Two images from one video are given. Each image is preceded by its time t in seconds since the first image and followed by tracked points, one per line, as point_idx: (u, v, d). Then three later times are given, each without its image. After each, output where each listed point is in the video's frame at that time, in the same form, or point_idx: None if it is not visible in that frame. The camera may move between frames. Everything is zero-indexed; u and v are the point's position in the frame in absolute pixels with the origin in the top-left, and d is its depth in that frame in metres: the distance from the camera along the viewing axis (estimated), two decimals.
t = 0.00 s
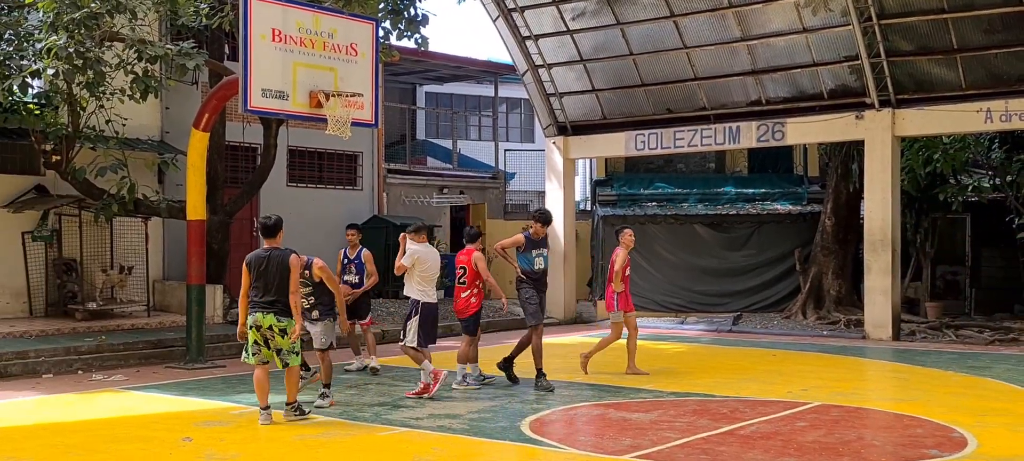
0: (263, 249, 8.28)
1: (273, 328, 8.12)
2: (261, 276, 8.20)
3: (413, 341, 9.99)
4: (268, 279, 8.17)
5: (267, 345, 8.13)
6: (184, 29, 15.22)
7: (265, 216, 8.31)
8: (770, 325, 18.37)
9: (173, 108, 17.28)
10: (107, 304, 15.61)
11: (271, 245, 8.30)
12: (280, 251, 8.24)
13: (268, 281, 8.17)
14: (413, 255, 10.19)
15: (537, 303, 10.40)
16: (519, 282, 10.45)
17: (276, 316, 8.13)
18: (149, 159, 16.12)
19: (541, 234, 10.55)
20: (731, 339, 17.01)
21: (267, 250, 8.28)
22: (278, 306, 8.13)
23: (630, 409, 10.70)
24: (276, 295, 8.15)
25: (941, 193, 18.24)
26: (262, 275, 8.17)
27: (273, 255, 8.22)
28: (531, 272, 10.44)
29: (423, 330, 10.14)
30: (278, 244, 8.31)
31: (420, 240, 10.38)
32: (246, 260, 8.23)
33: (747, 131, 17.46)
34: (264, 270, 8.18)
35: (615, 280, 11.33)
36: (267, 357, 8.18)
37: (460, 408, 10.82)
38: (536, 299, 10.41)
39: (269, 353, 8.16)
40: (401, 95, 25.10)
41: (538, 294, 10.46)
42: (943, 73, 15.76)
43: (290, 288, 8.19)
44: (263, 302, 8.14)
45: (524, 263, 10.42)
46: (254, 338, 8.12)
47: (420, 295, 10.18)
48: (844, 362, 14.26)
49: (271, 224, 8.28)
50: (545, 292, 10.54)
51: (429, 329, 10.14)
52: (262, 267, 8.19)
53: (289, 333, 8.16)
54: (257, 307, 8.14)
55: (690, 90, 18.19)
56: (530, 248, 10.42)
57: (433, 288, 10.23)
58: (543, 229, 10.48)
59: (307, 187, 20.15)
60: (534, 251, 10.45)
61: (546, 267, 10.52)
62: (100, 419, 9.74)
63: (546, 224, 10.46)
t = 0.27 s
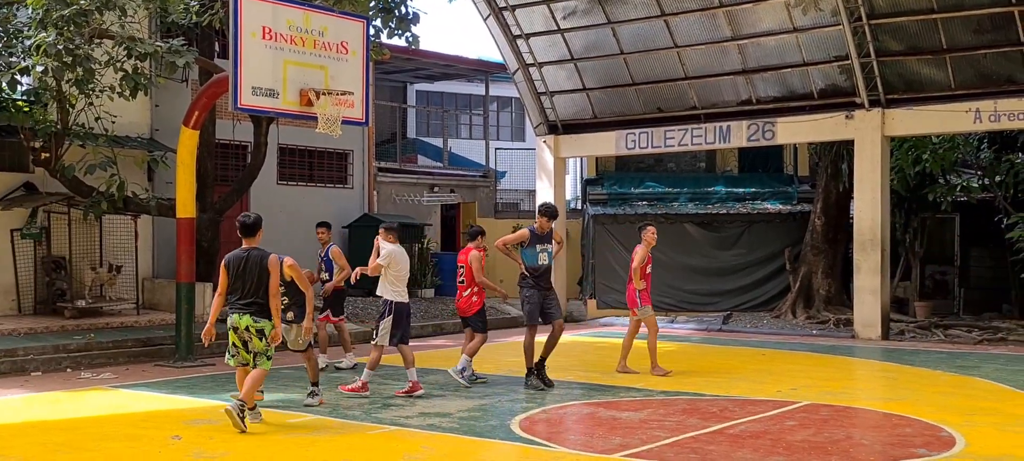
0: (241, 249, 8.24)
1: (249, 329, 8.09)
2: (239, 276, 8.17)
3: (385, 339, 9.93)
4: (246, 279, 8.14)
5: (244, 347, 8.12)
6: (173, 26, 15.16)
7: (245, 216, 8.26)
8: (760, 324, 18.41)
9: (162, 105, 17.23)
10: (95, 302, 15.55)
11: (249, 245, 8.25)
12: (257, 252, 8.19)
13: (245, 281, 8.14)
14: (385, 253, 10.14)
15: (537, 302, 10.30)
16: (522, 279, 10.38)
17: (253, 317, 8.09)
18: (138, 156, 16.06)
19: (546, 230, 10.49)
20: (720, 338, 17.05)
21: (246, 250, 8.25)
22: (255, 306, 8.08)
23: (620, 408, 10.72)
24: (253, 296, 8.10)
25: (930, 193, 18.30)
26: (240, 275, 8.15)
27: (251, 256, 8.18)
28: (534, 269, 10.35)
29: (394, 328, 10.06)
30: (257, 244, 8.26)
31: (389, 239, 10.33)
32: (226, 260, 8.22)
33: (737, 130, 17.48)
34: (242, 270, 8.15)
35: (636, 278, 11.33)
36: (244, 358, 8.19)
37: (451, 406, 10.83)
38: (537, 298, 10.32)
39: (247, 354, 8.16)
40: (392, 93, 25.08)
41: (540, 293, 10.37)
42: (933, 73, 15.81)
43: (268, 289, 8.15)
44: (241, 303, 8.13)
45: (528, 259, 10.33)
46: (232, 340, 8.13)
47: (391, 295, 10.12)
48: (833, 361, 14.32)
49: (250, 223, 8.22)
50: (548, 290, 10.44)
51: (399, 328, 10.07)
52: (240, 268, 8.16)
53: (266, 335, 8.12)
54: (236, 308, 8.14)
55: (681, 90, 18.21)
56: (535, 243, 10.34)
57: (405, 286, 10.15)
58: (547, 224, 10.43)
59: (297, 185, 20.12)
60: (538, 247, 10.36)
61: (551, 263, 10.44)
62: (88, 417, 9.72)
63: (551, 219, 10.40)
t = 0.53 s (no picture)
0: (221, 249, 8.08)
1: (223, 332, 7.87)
2: (216, 277, 7.98)
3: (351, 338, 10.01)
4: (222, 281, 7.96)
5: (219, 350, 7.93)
6: (163, 24, 15.12)
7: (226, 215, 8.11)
8: (750, 323, 18.45)
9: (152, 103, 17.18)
10: (85, 300, 15.51)
11: (229, 245, 8.08)
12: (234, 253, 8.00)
13: (222, 283, 7.95)
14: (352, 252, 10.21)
15: (541, 305, 10.32)
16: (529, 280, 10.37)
17: (227, 319, 7.87)
18: (128, 154, 16.01)
19: (556, 231, 10.39)
20: (711, 336, 17.09)
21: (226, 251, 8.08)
22: (230, 308, 7.88)
23: (611, 406, 10.74)
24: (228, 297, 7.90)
25: (919, 192, 18.37)
26: (217, 277, 7.97)
27: (228, 256, 7.99)
28: (542, 271, 10.31)
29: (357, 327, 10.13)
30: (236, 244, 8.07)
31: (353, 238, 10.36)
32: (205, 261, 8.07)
33: (728, 129, 17.51)
34: (220, 272, 7.97)
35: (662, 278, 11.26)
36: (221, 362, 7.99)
37: (441, 405, 10.83)
38: (541, 301, 10.32)
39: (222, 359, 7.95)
40: (382, 92, 25.05)
41: (545, 296, 10.36)
42: (922, 73, 15.86)
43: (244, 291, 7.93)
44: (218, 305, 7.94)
45: (536, 261, 10.28)
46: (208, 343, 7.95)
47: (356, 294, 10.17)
48: (823, 360, 14.36)
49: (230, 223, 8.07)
50: (554, 292, 10.41)
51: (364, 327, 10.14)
52: (218, 268, 7.99)
53: (241, 338, 7.90)
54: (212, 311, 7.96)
55: (672, 89, 18.23)
56: (543, 245, 10.27)
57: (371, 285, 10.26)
58: (557, 226, 10.34)
59: (288, 183, 20.09)
60: (546, 249, 10.28)
61: (559, 266, 10.36)
62: (78, 416, 9.69)
63: (562, 222, 10.31)
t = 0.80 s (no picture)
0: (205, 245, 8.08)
1: (209, 330, 7.85)
2: (202, 275, 7.98)
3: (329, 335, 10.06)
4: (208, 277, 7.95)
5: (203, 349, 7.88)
6: (160, 21, 15.08)
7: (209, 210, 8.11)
8: (747, 321, 18.46)
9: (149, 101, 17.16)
10: (81, 298, 15.49)
11: (214, 240, 8.06)
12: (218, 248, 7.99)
13: (208, 279, 7.94)
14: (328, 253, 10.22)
15: (570, 303, 10.09)
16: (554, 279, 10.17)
17: (213, 317, 7.86)
18: (124, 152, 15.98)
19: (581, 227, 10.23)
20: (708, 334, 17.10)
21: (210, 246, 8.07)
22: (216, 306, 7.86)
23: (608, 404, 10.75)
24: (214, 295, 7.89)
25: (916, 190, 18.38)
26: (202, 273, 7.96)
27: (213, 252, 7.98)
28: (566, 269, 10.11)
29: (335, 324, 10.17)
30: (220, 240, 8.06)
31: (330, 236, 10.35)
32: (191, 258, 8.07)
33: (725, 128, 17.51)
34: (205, 267, 7.96)
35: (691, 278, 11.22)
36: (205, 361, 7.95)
37: (438, 403, 10.83)
38: (570, 299, 10.10)
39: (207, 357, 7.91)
40: (379, 90, 25.03)
41: (572, 294, 10.13)
42: (919, 71, 15.87)
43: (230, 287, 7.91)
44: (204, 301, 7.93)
45: (561, 258, 10.10)
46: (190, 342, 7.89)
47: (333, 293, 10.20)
48: (820, 357, 14.38)
49: (214, 217, 8.03)
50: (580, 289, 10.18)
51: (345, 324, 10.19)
52: (202, 265, 7.97)
53: (226, 337, 7.86)
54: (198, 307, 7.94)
55: (669, 87, 18.24)
56: (568, 241, 10.11)
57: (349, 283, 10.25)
58: (583, 222, 10.15)
59: (285, 181, 20.07)
60: (570, 245, 10.11)
61: (584, 263, 10.16)
62: (74, 414, 9.68)
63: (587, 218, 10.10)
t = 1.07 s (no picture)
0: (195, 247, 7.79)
1: (209, 334, 7.63)
2: (195, 279, 7.66)
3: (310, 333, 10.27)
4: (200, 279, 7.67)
5: (198, 353, 7.63)
6: (160, 19, 15.07)
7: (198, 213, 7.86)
8: (747, 318, 18.46)
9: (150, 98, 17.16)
10: (82, 295, 15.49)
11: (204, 242, 7.79)
12: (212, 250, 7.72)
13: (199, 281, 7.65)
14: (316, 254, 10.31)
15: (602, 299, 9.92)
16: (580, 276, 10.02)
17: (214, 322, 7.65)
18: (125, 149, 15.97)
19: (605, 223, 10.13)
20: (708, 332, 17.10)
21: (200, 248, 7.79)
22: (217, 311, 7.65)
23: (609, 402, 10.75)
24: (213, 299, 7.65)
25: (916, 188, 18.39)
26: (193, 275, 7.66)
27: (205, 253, 7.70)
28: (591, 266, 10.01)
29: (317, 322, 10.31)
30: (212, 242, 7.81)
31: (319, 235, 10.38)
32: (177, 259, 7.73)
33: (726, 126, 17.52)
34: (196, 270, 7.67)
35: (720, 273, 11.11)
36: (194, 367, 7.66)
37: (439, 400, 10.83)
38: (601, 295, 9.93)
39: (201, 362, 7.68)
40: (380, 87, 25.02)
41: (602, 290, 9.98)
42: (920, 69, 15.87)
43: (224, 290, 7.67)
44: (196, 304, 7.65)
45: (585, 255, 10.00)
46: (183, 346, 7.61)
47: (317, 293, 10.33)
48: (820, 355, 14.37)
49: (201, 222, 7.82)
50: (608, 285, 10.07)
51: (327, 325, 10.34)
52: (192, 267, 7.67)
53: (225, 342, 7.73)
54: (189, 310, 7.66)
55: (669, 85, 18.24)
56: (592, 238, 9.99)
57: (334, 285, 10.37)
58: (607, 219, 10.04)
59: (286, 179, 20.08)
60: (596, 242, 9.98)
61: (609, 260, 10.06)
62: (75, 411, 9.69)
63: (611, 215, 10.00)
